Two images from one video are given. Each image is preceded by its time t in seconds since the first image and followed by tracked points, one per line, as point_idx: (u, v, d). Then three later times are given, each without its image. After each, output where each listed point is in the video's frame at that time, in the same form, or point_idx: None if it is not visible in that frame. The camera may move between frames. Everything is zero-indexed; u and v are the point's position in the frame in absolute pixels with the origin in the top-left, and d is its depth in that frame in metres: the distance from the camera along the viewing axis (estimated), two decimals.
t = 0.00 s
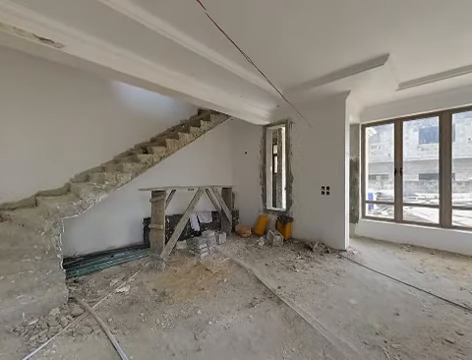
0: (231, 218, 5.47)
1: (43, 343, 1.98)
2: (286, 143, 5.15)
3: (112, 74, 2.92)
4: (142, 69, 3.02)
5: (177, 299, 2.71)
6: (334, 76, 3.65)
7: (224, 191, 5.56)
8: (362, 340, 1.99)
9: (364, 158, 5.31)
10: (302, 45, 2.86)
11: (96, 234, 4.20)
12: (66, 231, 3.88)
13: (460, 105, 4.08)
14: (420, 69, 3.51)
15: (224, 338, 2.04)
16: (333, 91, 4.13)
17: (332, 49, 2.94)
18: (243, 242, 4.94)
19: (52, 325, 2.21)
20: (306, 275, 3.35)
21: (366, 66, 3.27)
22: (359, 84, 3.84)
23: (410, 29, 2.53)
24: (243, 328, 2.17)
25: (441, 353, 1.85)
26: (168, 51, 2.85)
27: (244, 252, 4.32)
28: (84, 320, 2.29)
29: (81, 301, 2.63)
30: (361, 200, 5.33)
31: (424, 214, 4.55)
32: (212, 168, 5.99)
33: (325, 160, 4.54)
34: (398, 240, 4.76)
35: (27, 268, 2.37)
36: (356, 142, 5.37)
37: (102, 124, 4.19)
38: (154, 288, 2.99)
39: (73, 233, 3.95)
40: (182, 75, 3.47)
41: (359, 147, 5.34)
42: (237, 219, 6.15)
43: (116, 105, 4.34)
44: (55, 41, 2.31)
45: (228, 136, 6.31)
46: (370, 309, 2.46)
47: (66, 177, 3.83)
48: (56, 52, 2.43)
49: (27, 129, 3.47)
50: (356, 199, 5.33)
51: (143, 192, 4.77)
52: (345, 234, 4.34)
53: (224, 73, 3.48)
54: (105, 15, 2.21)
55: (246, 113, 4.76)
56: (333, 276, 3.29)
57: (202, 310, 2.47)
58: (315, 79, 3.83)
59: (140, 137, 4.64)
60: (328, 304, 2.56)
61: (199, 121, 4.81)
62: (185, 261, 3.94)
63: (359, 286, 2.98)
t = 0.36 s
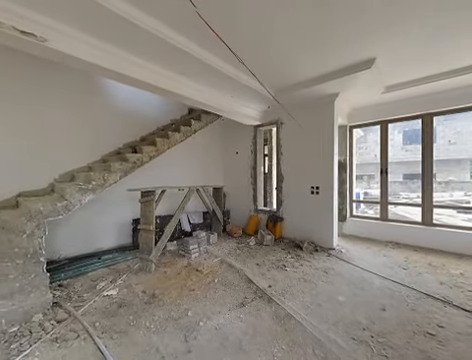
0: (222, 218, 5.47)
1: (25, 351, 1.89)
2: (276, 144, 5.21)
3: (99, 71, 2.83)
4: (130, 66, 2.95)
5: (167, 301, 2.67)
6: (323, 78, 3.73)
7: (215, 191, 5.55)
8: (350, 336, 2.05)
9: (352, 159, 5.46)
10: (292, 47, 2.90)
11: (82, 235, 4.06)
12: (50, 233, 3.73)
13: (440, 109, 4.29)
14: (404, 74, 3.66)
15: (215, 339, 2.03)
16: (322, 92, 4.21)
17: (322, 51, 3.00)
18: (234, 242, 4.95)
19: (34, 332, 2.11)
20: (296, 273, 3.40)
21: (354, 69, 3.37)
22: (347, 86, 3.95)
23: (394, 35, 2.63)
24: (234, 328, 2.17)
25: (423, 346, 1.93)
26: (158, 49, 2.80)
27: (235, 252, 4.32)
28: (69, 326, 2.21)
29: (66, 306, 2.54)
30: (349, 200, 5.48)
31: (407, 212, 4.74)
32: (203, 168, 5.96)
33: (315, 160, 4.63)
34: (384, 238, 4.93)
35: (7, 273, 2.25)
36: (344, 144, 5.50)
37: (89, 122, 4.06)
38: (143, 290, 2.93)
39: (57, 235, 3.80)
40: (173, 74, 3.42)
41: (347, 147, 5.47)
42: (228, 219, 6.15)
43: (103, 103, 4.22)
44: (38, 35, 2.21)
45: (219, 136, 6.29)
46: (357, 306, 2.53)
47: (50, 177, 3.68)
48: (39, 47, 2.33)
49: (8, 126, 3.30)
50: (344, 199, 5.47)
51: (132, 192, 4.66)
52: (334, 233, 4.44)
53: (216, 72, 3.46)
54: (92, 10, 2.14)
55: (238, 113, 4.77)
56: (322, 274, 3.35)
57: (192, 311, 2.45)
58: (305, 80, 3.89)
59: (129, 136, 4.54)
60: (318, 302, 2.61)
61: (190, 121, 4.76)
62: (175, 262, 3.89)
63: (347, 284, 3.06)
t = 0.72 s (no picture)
0: (213, 218, 5.44)
1: None
2: (267, 144, 5.25)
3: (86, 67, 2.74)
4: (119, 63, 2.87)
5: (156, 303, 2.62)
6: (313, 79, 3.80)
7: (206, 191, 5.52)
8: (338, 332, 2.10)
9: (340, 159, 5.60)
10: (283, 49, 2.94)
11: (67, 237, 3.91)
12: (32, 235, 3.56)
13: (423, 113, 4.49)
14: (389, 77, 3.80)
15: (206, 340, 2.01)
16: (312, 94, 4.29)
17: (312, 54, 3.06)
18: (225, 242, 4.94)
19: (15, 340, 2.01)
20: (286, 272, 3.45)
21: (342, 72, 3.46)
22: (336, 89, 4.04)
23: (381, 40, 2.73)
24: (225, 328, 2.16)
25: (407, 339, 2.02)
26: (147, 47, 2.75)
27: (226, 252, 4.32)
28: (53, 332, 2.12)
29: (50, 311, 2.43)
30: (337, 199, 5.61)
31: (392, 211, 4.93)
32: (194, 168, 5.91)
33: (305, 161, 4.70)
34: (370, 236, 5.10)
35: None
36: (333, 144, 5.61)
37: (74, 120, 3.92)
38: (132, 292, 2.87)
39: (40, 237, 3.64)
40: (163, 72, 3.37)
41: (335, 148, 5.59)
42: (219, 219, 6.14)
43: (90, 100, 4.09)
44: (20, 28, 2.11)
45: (210, 136, 6.27)
46: (345, 302, 2.61)
47: (32, 177, 3.53)
48: (21, 40, 2.22)
49: None
50: (333, 198, 5.59)
51: (121, 193, 4.55)
52: (323, 232, 4.54)
53: (206, 72, 3.45)
54: (78, 4, 2.06)
55: (229, 113, 4.77)
56: (312, 273, 3.42)
57: (183, 313, 2.42)
58: (295, 82, 3.95)
59: (117, 135, 4.43)
60: (307, 300, 2.66)
61: (180, 120, 4.71)
62: (165, 263, 3.84)
63: (336, 281, 3.14)
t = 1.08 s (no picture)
0: (204, 219, 5.41)
1: None
2: (258, 144, 5.29)
3: (71, 63, 2.65)
4: (107, 60, 2.80)
5: (146, 305, 2.57)
6: (303, 81, 3.86)
7: (197, 191, 5.49)
8: (327, 329, 2.15)
9: (329, 160, 5.73)
10: (274, 50, 2.97)
11: (51, 239, 3.76)
12: (13, 238, 3.40)
13: (406, 115, 4.68)
14: (375, 81, 3.93)
15: (197, 341, 2.00)
16: (302, 95, 4.37)
17: (301, 56, 3.11)
18: (216, 242, 4.93)
19: None
20: (277, 271, 3.48)
21: (331, 75, 3.54)
22: (325, 91, 4.14)
23: (367, 44, 2.83)
24: (216, 329, 2.15)
25: (392, 333, 2.10)
26: (137, 44, 2.69)
27: (217, 252, 4.31)
28: (36, 338, 2.03)
29: (32, 317, 2.33)
30: (326, 199, 5.74)
31: (378, 210, 5.10)
32: (184, 167, 5.85)
33: (295, 161, 4.77)
34: (357, 234, 5.25)
35: None
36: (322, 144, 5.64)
37: (59, 118, 3.77)
38: (120, 295, 2.80)
39: (22, 240, 3.47)
40: (153, 70, 3.31)
41: (324, 149, 5.70)
42: (210, 219, 6.12)
43: (76, 97, 3.94)
44: None
45: (201, 135, 6.23)
46: (334, 299, 2.67)
47: (13, 177, 3.37)
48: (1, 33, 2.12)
49: None
50: (322, 198, 5.71)
51: (108, 193, 4.43)
52: (312, 231, 4.62)
53: (197, 71, 3.42)
54: None
55: (220, 113, 4.76)
56: (301, 271, 3.48)
57: (173, 314, 2.39)
58: (286, 83, 4.01)
59: (104, 133, 4.31)
60: (297, 298, 2.70)
61: (170, 119, 4.64)
62: (155, 264, 3.78)
63: (325, 279, 3.21)
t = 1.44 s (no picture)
0: (194, 219, 5.37)
1: None
2: (248, 144, 5.31)
3: (54, 58, 2.53)
4: (93, 56, 2.71)
5: (134, 308, 2.51)
6: (293, 83, 3.92)
7: (187, 192, 5.43)
8: (316, 325, 2.20)
9: (317, 160, 5.86)
10: (264, 51, 2.99)
11: (33, 243, 3.58)
12: None
13: (390, 118, 4.87)
14: (362, 84, 4.06)
15: (187, 342, 1.98)
16: (291, 97, 4.43)
17: (291, 57, 3.16)
18: (207, 243, 4.90)
19: None
20: (267, 270, 3.51)
21: (320, 77, 3.62)
22: (314, 92, 4.22)
23: (354, 48, 2.91)
24: (206, 330, 2.14)
25: (377, 327, 2.18)
26: (124, 40, 2.62)
27: (208, 253, 4.28)
28: (16, 347, 1.93)
29: (12, 324, 2.21)
30: (315, 198, 5.85)
31: (364, 209, 5.27)
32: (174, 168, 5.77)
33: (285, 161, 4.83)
34: (345, 233, 5.39)
35: None
36: (311, 146, 5.81)
37: (41, 115, 3.60)
38: (107, 299, 2.71)
39: None
40: (142, 68, 3.24)
41: (313, 150, 5.82)
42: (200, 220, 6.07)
43: (59, 94, 3.77)
44: None
45: (191, 135, 6.17)
46: (322, 297, 2.73)
47: None
48: None
49: None
50: (311, 198, 5.82)
51: (94, 194, 4.28)
52: (301, 230, 4.70)
53: (187, 69, 3.39)
54: None
55: (210, 113, 4.73)
56: (291, 270, 3.53)
57: (163, 317, 2.35)
58: (276, 84, 4.05)
59: (90, 132, 4.17)
60: (287, 297, 2.73)
61: (160, 118, 4.56)
62: (143, 266, 3.69)
63: (314, 277, 3.27)
